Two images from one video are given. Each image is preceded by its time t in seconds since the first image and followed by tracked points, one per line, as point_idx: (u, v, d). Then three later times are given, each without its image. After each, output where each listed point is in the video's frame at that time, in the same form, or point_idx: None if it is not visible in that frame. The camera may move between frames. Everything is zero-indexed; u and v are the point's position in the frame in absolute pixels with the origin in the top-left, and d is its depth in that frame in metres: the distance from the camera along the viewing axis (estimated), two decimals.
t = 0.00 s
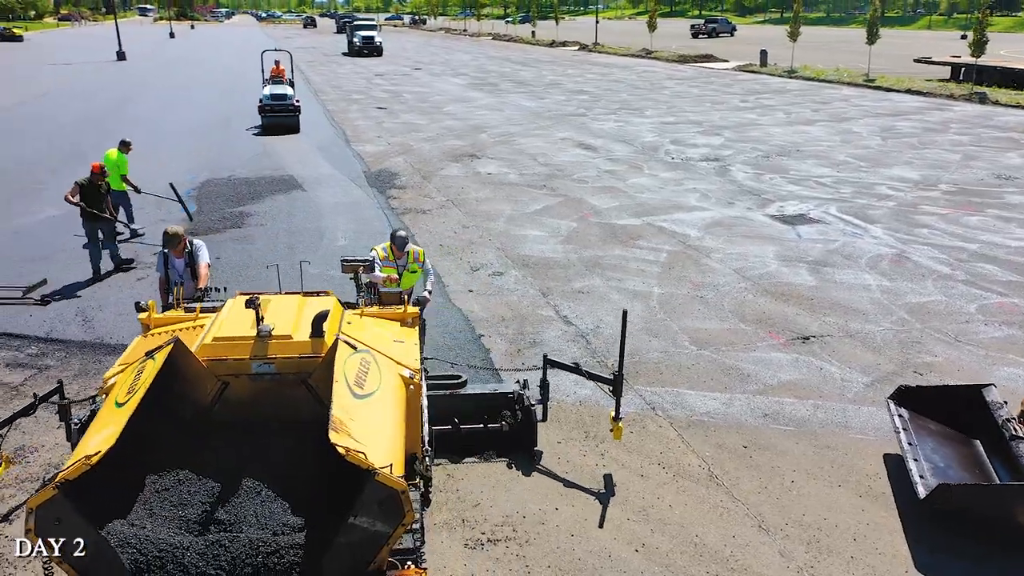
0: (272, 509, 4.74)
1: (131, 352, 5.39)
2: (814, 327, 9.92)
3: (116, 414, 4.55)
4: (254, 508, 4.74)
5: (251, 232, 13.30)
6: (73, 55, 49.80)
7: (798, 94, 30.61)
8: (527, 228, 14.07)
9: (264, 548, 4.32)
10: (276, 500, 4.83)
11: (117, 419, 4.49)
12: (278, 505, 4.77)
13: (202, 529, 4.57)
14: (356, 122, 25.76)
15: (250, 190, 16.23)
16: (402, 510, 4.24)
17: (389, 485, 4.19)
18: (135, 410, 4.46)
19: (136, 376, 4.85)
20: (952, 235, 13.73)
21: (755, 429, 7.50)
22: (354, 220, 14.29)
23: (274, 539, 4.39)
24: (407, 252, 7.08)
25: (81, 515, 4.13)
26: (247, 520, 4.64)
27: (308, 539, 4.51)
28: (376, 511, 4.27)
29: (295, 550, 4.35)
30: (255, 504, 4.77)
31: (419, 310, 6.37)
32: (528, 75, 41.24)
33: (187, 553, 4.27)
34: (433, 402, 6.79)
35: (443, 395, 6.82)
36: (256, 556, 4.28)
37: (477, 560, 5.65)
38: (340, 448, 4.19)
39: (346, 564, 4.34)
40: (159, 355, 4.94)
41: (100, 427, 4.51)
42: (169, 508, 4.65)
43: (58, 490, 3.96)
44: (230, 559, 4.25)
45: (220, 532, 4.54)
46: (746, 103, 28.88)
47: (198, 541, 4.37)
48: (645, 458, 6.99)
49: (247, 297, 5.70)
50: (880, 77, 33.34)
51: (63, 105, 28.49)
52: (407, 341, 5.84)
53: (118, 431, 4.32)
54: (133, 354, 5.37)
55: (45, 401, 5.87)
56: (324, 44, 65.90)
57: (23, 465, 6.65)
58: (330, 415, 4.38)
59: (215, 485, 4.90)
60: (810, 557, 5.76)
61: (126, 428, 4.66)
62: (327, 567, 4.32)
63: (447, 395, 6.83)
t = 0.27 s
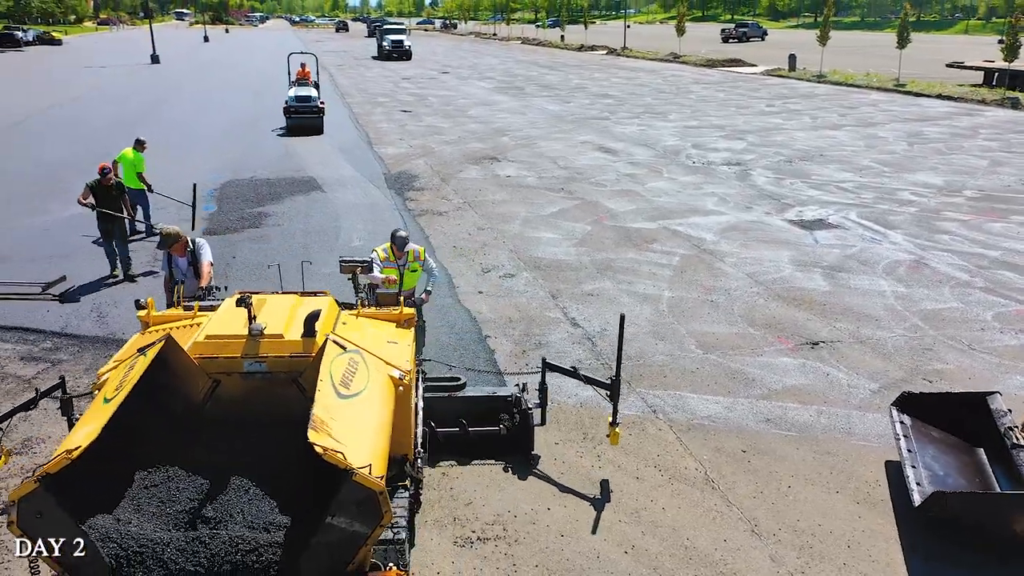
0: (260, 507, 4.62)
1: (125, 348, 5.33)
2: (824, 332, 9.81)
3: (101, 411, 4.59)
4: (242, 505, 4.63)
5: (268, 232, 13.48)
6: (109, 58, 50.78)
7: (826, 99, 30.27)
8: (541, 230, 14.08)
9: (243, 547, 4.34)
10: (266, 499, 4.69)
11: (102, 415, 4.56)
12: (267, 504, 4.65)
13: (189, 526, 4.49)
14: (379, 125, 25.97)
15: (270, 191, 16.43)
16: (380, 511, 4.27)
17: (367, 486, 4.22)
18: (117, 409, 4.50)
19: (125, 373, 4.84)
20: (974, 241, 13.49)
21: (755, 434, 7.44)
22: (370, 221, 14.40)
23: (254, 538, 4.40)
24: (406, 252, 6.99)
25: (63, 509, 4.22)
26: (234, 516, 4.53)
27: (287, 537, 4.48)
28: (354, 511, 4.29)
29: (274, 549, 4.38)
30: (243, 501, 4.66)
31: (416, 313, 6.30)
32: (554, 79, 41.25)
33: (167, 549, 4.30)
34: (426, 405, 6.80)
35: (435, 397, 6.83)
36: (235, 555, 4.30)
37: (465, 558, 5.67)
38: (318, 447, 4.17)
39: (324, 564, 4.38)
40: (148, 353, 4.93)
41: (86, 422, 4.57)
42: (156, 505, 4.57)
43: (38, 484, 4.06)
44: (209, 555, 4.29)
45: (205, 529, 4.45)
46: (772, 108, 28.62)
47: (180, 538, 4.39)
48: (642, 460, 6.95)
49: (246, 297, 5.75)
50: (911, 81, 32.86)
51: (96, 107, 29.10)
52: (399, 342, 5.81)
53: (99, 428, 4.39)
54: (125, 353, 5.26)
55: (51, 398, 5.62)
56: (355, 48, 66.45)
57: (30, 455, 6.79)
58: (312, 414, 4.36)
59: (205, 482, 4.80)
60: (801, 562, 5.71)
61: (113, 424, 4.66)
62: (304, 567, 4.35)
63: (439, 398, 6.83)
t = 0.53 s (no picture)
0: (245, 505, 4.66)
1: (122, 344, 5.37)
2: (834, 338, 9.70)
3: (89, 404, 4.63)
4: (228, 503, 4.68)
5: (285, 232, 13.65)
6: (144, 62, 51.72)
7: (854, 104, 29.92)
8: (556, 233, 14.09)
9: (223, 543, 4.29)
10: (252, 497, 4.73)
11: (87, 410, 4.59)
12: (253, 502, 4.68)
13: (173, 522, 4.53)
14: (403, 128, 26.15)
15: (291, 192, 16.62)
16: (357, 511, 4.16)
17: (344, 485, 4.11)
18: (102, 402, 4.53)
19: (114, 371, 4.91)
20: (996, 248, 13.25)
21: (756, 438, 7.39)
22: (386, 222, 14.52)
23: (233, 534, 4.36)
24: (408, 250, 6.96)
25: (45, 502, 4.18)
26: (219, 513, 4.56)
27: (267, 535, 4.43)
28: (332, 511, 4.19)
29: (254, 546, 4.32)
30: (230, 499, 4.71)
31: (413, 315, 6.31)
32: (581, 83, 41.24)
33: (148, 544, 4.27)
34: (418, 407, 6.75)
35: (427, 398, 6.77)
36: (214, 551, 4.25)
37: (454, 556, 5.69)
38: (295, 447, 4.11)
39: (303, 564, 4.27)
40: (139, 350, 5.00)
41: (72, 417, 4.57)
42: (144, 501, 4.65)
43: (20, 477, 4.00)
44: (189, 550, 4.23)
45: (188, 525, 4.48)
46: (799, 113, 28.36)
47: (161, 532, 4.36)
48: (638, 463, 6.93)
49: (245, 296, 5.78)
50: (942, 87, 32.36)
51: (128, 109, 29.70)
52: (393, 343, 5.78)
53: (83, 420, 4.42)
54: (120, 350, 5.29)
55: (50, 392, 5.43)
56: (385, 52, 67.02)
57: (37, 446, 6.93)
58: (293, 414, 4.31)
59: (194, 479, 4.88)
60: (793, 567, 5.65)
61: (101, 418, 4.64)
62: (282, 567, 4.26)
63: (430, 400, 6.77)
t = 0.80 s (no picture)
0: (232, 501, 4.70)
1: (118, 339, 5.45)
2: (844, 343, 9.60)
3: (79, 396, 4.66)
4: (215, 498, 4.72)
5: (301, 232, 13.80)
6: (178, 65, 52.62)
7: (882, 109, 29.52)
8: (570, 236, 14.09)
9: (202, 538, 4.31)
10: (240, 494, 4.78)
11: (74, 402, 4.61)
12: (240, 499, 4.73)
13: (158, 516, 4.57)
14: (427, 130, 26.32)
15: (310, 193, 16.81)
16: (334, 509, 4.15)
17: (320, 483, 4.09)
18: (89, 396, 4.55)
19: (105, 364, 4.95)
20: (1018, 255, 13.00)
21: (756, 442, 7.33)
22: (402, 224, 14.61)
23: (213, 530, 4.37)
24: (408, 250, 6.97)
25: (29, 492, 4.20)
26: (206, 508, 4.62)
27: (247, 532, 4.49)
28: (310, 508, 4.18)
29: (233, 543, 4.34)
30: (217, 494, 4.76)
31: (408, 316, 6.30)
32: (608, 87, 41.19)
33: (131, 537, 4.28)
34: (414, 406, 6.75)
35: (424, 397, 6.75)
36: (193, 546, 4.26)
37: (443, 553, 5.72)
38: (273, 444, 4.10)
39: (277, 562, 4.26)
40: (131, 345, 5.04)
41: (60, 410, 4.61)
42: (134, 495, 4.71)
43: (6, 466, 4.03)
44: (170, 544, 4.24)
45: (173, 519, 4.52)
46: (826, 117, 28.05)
47: (145, 525, 4.39)
48: (635, 464, 6.92)
49: (243, 293, 5.82)
50: (975, 92, 31.81)
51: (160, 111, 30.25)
52: (386, 344, 5.77)
53: (68, 415, 4.43)
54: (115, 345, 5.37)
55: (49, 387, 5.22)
56: (415, 56, 67.43)
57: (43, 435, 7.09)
58: (274, 411, 4.31)
59: (183, 475, 4.96)
60: (782, 571, 5.60)
61: (92, 411, 4.72)
62: (257, 565, 4.27)
63: (427, 399, 6.74)
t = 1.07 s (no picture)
0: (220, 496, 4.74)
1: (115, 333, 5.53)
2: (854, 348, 9.48)
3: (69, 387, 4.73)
4: (204, 493, 4.77)
5: (318, 232, 13.96)
6: (210, 69, 53.44)
7: (912, 114, 29.10)
8: (585, 238, 14.08)
9: (183, 531, 4.32)
10: (228, 490, 4.81)
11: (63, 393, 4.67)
12: (228, 494, 4.76)
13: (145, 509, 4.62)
14: (450, 133, 26.46)
15: (330, 194, 16.98)
16: (313, 504, 4.13)
17: (299, 479, 4.07)
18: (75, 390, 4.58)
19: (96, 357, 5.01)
20: None
21: (756, 446, 7.27)
22: (418, 225, 14.71)
23: (194, 524, 4.37)
24: (408, 249, 7.02)
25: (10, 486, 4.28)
26: (195, 502, 4.66)
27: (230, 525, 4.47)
28: (289, 503, 4.17)
29: (213, 536, 4.33)
30: (206, 489, 4.80)
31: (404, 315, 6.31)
32: (635, 91, 41.07)
33: (113, 529, 4.30)
34: (409, 407, 6.74)
35: (422, 398, 6.77)
36: (174, 539, 4.27)
37: (432, 549, 5.75)
38: (253, 438, 4.08)
39: (257, 556, 4.26)
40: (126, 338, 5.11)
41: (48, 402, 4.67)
42: (124, 488, 4.79)
43: None
44: (151, 538, 4.25)
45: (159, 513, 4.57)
46: (853, 122, 27.72)
47: (128, 517, 4.39)
48: (630, 466, 6.90)
49: (239, 291, 5.88)
50: (1009, 97, 31.21)
51: (190, 113, 30.73)
52: (380, 343, 5.78)
53: (52, 410, 4.45)
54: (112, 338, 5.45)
55: (56, 379, 5.16)
56: (444, 60, 67.71)
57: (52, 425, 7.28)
58: (255, 406, 4.30)
59: (174, 469, 5.02)
60: None
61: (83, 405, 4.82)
62: (237, 558, 4.26)
63: (423, 400, 6.77)
